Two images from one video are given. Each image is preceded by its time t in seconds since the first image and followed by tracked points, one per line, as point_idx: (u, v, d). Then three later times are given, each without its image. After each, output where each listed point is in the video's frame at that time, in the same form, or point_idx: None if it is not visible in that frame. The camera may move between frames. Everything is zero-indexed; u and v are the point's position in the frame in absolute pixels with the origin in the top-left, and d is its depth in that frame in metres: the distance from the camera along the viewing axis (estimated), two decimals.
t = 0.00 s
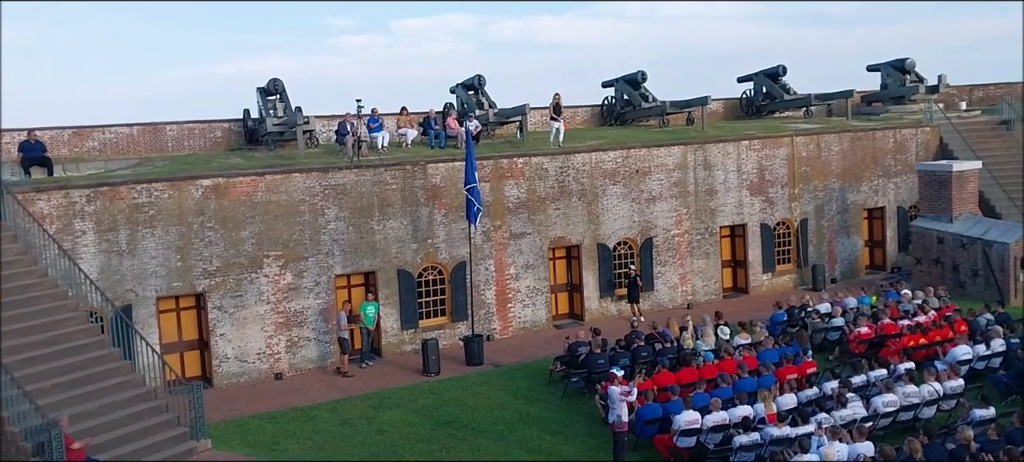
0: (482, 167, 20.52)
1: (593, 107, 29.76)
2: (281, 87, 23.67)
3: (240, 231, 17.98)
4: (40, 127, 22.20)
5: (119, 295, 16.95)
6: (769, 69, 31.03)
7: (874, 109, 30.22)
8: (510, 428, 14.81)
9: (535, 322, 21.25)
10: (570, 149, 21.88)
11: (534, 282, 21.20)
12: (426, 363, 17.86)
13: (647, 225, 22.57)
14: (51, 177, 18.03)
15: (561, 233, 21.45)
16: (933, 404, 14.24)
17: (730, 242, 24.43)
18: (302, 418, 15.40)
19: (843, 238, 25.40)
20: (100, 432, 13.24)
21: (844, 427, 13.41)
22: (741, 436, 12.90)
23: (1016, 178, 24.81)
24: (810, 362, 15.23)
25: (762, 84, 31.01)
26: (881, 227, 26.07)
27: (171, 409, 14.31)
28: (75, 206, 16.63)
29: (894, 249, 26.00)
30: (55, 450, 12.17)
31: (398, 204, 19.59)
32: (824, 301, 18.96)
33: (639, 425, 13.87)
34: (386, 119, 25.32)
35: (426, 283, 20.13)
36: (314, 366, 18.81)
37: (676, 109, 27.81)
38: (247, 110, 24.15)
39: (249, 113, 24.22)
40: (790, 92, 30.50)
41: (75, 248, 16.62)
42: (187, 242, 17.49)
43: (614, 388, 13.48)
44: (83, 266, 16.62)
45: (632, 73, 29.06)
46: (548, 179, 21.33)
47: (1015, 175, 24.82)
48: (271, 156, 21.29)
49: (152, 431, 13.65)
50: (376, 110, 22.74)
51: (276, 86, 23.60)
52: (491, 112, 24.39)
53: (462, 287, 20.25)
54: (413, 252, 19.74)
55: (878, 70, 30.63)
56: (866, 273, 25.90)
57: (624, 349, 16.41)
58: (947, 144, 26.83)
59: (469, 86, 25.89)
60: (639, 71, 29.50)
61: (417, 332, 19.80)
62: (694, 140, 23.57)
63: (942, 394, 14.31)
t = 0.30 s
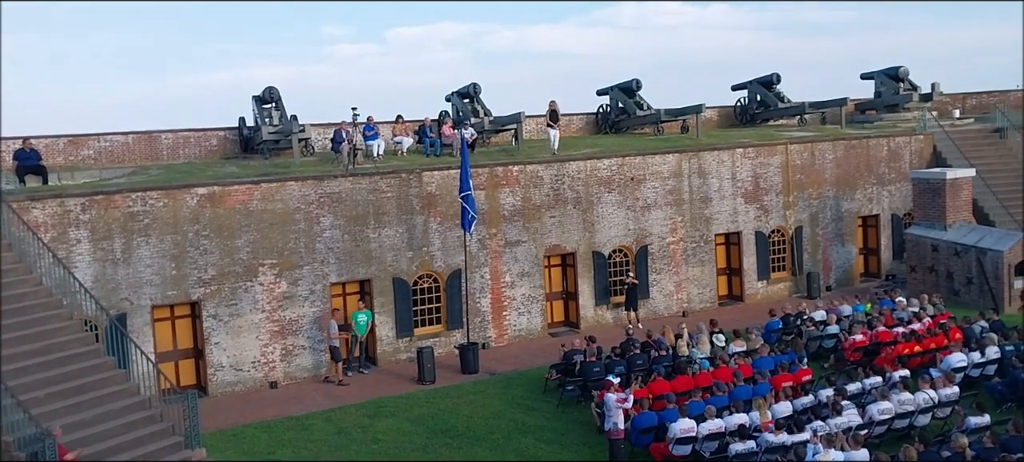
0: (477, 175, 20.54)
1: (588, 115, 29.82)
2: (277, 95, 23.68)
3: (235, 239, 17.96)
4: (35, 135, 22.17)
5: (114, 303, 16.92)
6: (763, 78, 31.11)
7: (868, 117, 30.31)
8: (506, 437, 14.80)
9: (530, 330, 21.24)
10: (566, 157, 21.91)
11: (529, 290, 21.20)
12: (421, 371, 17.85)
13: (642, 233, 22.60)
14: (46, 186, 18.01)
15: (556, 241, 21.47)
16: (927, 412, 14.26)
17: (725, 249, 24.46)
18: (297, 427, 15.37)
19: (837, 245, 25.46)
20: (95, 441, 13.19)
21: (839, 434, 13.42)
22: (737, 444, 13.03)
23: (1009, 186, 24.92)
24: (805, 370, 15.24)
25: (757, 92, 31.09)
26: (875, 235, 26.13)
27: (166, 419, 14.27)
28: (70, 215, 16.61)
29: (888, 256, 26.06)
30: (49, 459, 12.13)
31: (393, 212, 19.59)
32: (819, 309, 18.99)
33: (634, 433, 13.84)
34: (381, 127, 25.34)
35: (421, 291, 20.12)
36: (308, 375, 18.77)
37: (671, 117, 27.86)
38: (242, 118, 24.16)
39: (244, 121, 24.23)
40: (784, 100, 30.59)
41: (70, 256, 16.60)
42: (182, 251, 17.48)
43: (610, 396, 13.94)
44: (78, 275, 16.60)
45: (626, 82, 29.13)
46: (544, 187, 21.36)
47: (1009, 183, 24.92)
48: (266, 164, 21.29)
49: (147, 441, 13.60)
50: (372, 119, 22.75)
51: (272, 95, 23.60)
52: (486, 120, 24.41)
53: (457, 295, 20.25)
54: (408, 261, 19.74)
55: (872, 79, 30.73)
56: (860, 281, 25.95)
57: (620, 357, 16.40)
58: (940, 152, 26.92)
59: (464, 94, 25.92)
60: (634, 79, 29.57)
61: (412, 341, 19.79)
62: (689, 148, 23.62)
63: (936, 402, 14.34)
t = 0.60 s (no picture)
0: (472, 183, 20.53)
1: (582, 123, 29.84)
2: (272, 103, 23.66)
3: (229, 248, 17.92)
4: (29, 144, 22.13)
5: (107, 312, 16.85)
6: (758, 86, 31.17)
7: (862, 125, 30.38)
8: (500, 446, 14.76)
9: (525, 339, 21.21)
10: (560, 166, 21.92)
11: (524, 298, 21.17)
12: (416, 380, 17.80)
13: (637, 241, 22.60)
14: (39, 194, 17.96)
15: (551, 249, 21.46)
16: (922, 420, 14.26)
17: (720, 257, 24.46)
18: (291, 436, 15.32)
19: (832, 254, 25.49)
20: (89, 451, 13.16)
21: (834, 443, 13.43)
22: (732, 453, 12.92)
23: (1003, 195, 24.99)
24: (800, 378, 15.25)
25: (751, 101, 31.15)
26: (870, 243, 26.16)
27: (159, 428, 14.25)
28: (64, 223, 16.57)
29: (883, 264, 26.08)
30: None
31: (388, 220, 19.57)
32: (813, 317, 18.98)
33: (629, 443, 13.80)
34: (376, 136, 25.34)
35: (416, 299, 20.09)
36: (302, 384, 18.70)
37: (665, 126, 27.89)
38: (237, 126, 24.14)
39: (239, 129, 24.21)
40: (778, 109, 30.65)
41: (64, 265, 16.54)
42: (177, 259, 17.43)
43: (606, 404, 14.02)
44: (71, 283, 16.54)
45: (621, 90, 29.17)
46: (538, 195, 21.35)
47: (1001, 191, 25.00)
48: (261, 172, 21.26)
49: (140, 450, 13.59)
50: (366, 127, 22.73)
51: (267, 103, 23.58)
52: (481, 128, 24.41)
53: (452, 303, 20.22)
54: (403, 269, 19.71)
55: (866, 87, 30.80)
56: (855, 289, 25.97)
57: (615, 365, 16.39)
58: (934, 161, 26.98)
59: (459, 102, 25.92)
60: (629, 88, 29.60)
61: (407, 349, 19.74)
62: (684, 156, 23.65)
63: (931, 411, 14.34)
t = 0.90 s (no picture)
0: (468, 189, 20.53)
1: (578, 129, 29.88)
2: (267, 109, 23.65)
3: (224, 254, 17.88)
4: (24, 150, 22.07)
5: (101, 319, 16.80)
6: (752, 93, 31.24)
7: (857, 132, 30.45)
8: (496, 452, 14.74)
9: (521, 345, 21.18)
10: (556, 171, 21.93)
11: (520, 304, 21.15)
12: (411, 386, 17.76)
13: (633, 246, 22.60)
14: (34, 200, 17.90)
15: (547, 254, 21.46)
16: (917, 426, 14.28)
17: (716, 263, 24.47)
18: (286, 443, 15.27)
19: (827, 259, 25.52)
20: (82, 458, 13.10)
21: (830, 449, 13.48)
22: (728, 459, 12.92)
23: (997, 200, 25.06)
24: (795, 384, 15.27)
25: (746, 107, 31.22)
26: (865, 249, 26.21)
27: (153, 434, 14.24)
28: (58, 229, 16.52)
29: (878, 270, 26.12)
30: None
31: (384, 226, 19.56)
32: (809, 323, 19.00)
33: (625, 449, 13.76)
34: (372, 141, 25.33)
35: (412, 305, 20.06)
36: (297, 390, 18.65)
37: (661, 132, 27.92)
38: (232, 132, 24.12)
39: (234, 135, 24.19)
40: (773, 115, 30.71)
41: (58, 271, 16.49)
42: (171, 265, 17.39)
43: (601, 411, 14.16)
44: (66, 289, 16.49)
45: (616, 96, 29.21)
46: (534, 201, 21.36)
47: (995, 197, 25.08)
48: (256, 178, 21.23)
49: (135, 457, 13.55)
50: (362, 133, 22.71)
51: (262, 108, 23.56)
52: (477, 134, 24.41)
53: (447, 309, 20.20)
54: (399, 274, 19.69)
55: (860, 93, 30.88)
56: (850, 295, 26.01)
57: (610, 371, 16.39)
58: (929, 167, 27.06)
59: (455, 108, 25.93)
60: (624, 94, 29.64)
61: (402, 356, 19.71)
62: (679, 162, 23.68)
63: (926, 416, 14.36)
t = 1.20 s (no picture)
0: (463, 195, 20.53)
1: (573, 136, 29.90)
2: (262, 115, 23.63)
3: (218, 260, 17.84)
4: (17, 156, 22.00)
5: (95, 326, 16.74)
6: (747, 100, 31.30)
7: (851, 138, 30.52)
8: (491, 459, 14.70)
9: (516, 351, 21.16)
10: (551, 178, 21.94)
11: (515, 311, 21.13)
12: (406, 393, 17.73)
13: (628, 253, 22.61)
14: (28, 206, 17.84)
15: (542, 261, 21.45)
16: (912, 433, 14.27)
17: (711, 269, 24.47)
18: (280, 450, 15.22)
19: (821, 266, 25.55)
20: None
21: (824, 456, 13.49)
22: None
23: (991, 207, 25.13)
24: (790, 391, 15.29)
25: (741, 114, 31.28)
26: (859, 255, 26.25)
27: (147, 442, 14.13)
28: (52, 235, 16.48)
29: (872, 277, 26.16)
30: None
31: (378, 232, 19.55)
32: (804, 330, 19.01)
33: (620, 455, 13.71)
34: (367, 148, 25.33)
35: (407, 312, 20.03)
36: (291, 397, 18.59)
37: (656, 138, 27.95)
38: (227, 139, 24.09)
39: (229, 141, 24.16)
40: (768, 122, 30.78)
41: (52, 278, 16.44)
42: (166, 272, 17.34)
43: (596, 418, 14.23)
44: (59, 296, 16.43)
45: (612, 103, 29.25)
46: (529, 207, 21.36)
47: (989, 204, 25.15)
48: (251, 184, 21.20)
49: None
50: (357, 139, 22.69)
51: (257, 115, 23.54)
52: (472, 141, 24.42)
53: (442, 316, 20.17)
54: (394, 281, 19.66)
55: (855, 100, 30.95)
56: (844, 302, 26.04)
57: (606, 378, 16.38)
58: (923, 174, 27.13)
59: (451, 115, 25.94)
60: (619, 101, 29.67)
61: (397, 363, 19.67)
62: (674, 169, 23.71)
63: (920, 423, 14.37)
